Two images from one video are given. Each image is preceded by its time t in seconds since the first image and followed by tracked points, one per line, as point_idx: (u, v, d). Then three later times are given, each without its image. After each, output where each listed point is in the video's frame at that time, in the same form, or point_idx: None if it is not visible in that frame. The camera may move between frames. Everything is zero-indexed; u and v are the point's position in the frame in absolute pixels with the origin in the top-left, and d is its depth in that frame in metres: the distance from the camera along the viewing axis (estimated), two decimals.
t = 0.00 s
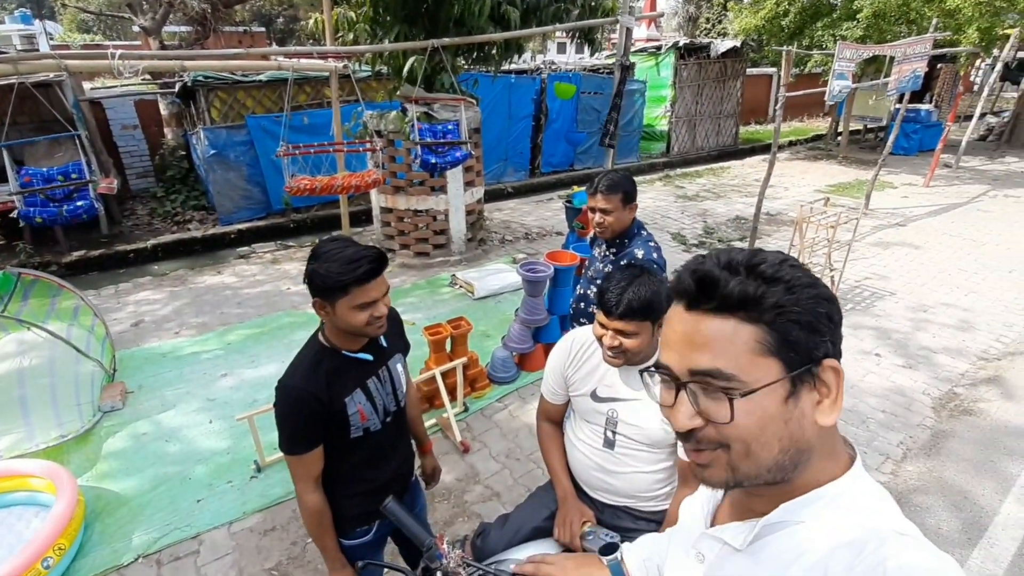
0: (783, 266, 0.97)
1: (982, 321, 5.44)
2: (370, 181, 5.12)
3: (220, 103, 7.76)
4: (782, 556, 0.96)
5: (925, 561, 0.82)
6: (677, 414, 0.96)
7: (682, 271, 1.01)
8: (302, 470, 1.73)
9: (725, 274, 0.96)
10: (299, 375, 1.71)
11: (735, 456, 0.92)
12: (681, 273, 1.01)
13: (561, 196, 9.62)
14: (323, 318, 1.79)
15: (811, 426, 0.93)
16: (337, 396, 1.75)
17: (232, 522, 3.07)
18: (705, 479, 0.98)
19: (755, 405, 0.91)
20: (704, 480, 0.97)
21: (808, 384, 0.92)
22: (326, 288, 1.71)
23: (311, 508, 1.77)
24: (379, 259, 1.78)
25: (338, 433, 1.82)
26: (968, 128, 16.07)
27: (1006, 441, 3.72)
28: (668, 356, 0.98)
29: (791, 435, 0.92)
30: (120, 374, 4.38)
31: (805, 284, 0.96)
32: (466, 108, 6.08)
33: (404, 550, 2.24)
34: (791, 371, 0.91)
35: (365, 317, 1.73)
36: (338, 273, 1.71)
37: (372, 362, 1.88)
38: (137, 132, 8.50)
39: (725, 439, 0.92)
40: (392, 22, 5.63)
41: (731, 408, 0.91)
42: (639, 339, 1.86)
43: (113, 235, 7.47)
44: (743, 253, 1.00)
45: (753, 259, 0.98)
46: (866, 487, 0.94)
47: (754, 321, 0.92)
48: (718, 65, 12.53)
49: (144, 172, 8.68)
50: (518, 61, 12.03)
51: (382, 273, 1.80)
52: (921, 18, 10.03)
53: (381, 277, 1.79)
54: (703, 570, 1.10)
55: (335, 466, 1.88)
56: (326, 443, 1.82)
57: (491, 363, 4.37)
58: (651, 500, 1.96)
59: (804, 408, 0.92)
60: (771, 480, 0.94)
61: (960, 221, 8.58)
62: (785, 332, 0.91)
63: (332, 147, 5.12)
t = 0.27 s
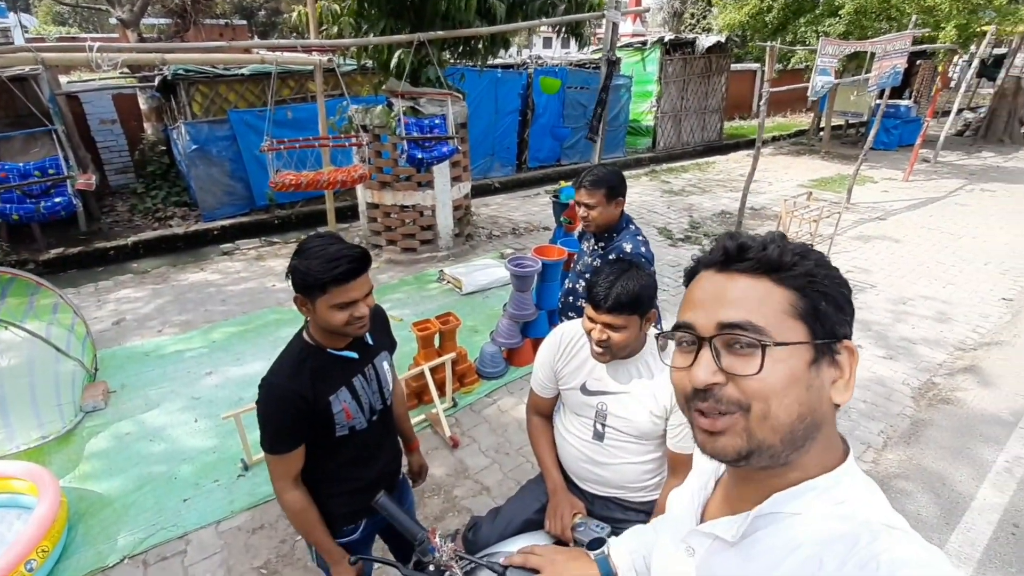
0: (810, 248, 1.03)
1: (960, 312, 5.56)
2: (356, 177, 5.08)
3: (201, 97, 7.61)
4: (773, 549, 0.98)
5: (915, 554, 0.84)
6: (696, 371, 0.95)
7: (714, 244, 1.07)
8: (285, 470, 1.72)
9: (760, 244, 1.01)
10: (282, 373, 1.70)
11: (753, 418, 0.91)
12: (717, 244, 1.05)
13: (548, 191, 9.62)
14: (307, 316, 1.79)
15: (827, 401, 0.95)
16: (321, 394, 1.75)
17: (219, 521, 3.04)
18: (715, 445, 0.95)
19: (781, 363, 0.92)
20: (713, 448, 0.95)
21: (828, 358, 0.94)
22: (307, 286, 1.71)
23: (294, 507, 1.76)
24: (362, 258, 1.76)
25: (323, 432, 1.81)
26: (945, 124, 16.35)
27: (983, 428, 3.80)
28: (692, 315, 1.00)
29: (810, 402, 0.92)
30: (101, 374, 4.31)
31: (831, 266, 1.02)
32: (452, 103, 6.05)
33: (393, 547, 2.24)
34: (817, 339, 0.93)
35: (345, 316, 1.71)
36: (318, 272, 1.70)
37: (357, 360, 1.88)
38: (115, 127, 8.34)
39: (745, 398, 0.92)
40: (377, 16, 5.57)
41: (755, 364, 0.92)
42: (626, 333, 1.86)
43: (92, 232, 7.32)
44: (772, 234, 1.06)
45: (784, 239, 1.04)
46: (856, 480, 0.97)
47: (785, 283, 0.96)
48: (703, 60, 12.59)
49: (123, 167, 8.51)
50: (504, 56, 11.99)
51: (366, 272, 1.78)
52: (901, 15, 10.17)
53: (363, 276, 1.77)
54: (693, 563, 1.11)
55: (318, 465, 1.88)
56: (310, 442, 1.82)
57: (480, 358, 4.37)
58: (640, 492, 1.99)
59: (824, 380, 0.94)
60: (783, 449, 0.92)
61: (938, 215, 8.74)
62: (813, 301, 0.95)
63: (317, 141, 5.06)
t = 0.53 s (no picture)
0: (799, 243, 1.02)
1: (928, 303, 5.71)
2: (333, 171, 4.99)
3: (171, 89, 7.41)
4: (763, 539, 0.98)
5: (904, 545, 0.86)
6: (689, 378, 0.96)
7: (702, 241, 1.05)
8: (253, 472, 1.68)
9: (751, 242, 0.99)
10: (252, 371, 1.66)
11: (747, 423, 0.92)
12: (707, 240, 1.04)
13: (527, 186, 9.61)
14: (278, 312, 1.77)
15: (818, 399, 0.96)
16: (293, 393, 1.71)
17: (194, 524, 2.97)
18: (709, 447, 0.96)
19: (774, 366, 0.92)
20: (707, 449, 0.97)
21: (818, 356, 0.96)
22: (276, 280, 1.68)
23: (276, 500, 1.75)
24: (331, 253, 1.72)
25: (296, 433, 1.78)
26: (913, 120, 16.78)
27: (951, 416, 3.91)
28: (685, 319, 0.99)
29: (802, 403, 0.93)
30: (69, 375, 4.17)
31: (820, 260, 1.01)
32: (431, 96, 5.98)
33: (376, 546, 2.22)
34: (809, 340, 0.94)
35: (313, 312, 1.69)
36: (285, 266, 1.67)
37: (332, 359, 1.84)
38: (80, 120, 8.09)
39: (740, 403, 0.93)
40: (354, 7, 5.47)
41: (748, 370, 0.93)
42: (609, 327, 1.86)
43: (57, 228, 7.08)
44: (763, 228, 1.04)
45: (774, 234, 1.02)
46: (845, 471, 0.98)
47: (777, 285, 0.95)
48: (680, 56, 12.68)
49: (90, 162, 8.27)
50: (483, 50, 11.92)
51: (335, 268, 1.75)
52: (872, 13, 10.38)
53: (333, 271, 1.74)
54: (682, 555, 1.11)
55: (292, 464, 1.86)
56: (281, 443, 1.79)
57: (461, 354, 4.34)
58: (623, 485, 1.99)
59: (815, 378, 0.95)
60: (777, 450, 0.94)
61: (907, 209, 8.96)
62: (804, 301, 0.95)
63: (293, 134, 4.96)
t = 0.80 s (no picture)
0: (810, 235, 1.02)
1: (922, 296, 5.74)
2: (327, 167, 4.96)
3: (163, 85, 7.33)
4: (767, 534, 0.98)
5: (907, 535, 0.87)
6: (698, 366, 0.96)
7: (713, 232, 1.05)
8: (287, 459, 1.69)
9: (763, 234, 0.99)
10: (246, 365, 1.67)
11: (758, 412, 0.92)
12: (719, 231, 1.04)
13: (522, 181, 9.59)
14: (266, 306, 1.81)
15: (826, 390, 0.97)
16: (290, 387, 1.71)
17: (191, 522, 2.96)
18: (716, 436, 0.96)
19: (784, 357, 0.92)
20: (715, 440, 0.96)
21: (827, 349, 0.96)
22: (254, 276, 1.72)
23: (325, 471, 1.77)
24: (303, 254, 1.70)
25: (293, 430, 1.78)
26: (907, 114, 16.82)
27: (944, 407, 3.94)
28: (694, 309, 0.99)
29: (811, 394, 0.93)
30: (62, 374, 4.14)
31: (830, 253, 1.01)
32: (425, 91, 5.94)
33: (371, 543, 2.22)
34: (818, 331, 0.94)
35: (281, 311, 1.68)
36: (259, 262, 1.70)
37: (325, 357, 1.84)
38: (70, 116, 8.01)
39: (750, 392, 0.92)
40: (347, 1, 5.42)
41: (759, 359, 0.92)
42: (608, 323, 1.85)
43: (49, 226, 7.02)
44: (774, 221, 1.04)
45: (785, 227, 1.02)
46: (847, 464, 0.99)
47: (789, 276, 0.95)
48: (675, 50, 12.65)
49: (81, 158, 8.19)
50: (477, 44, 11.86)
51: (308, 268, 1.73)
52: (866, 6, 10.38)
53: (308, 272, 1.72)
54: (685, 551, 1.10)
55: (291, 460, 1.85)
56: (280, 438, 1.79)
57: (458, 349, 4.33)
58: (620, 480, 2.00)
59: (824, 370, 0.95)
60: (785, 441, 0.94)
61: (900, 202, 9.00)
62: (815, 293, 0.95)
63: (286, 130, 4.92)
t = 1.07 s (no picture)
0: (804, 235, 1.01)
1: (914, 291, 5.77)
2: (320, 163, 4.93)
3: (154, 80, 7.28)
4: (755, 530, 0.98)
5: (893, 532, 0.87)
6: (690, 367, 0.96)
7: (707, 230, 1.05)
8: (297, 450, 1.69)
9: (757, 233, 0.99)
10: (242, 362, 1.69)
11: (750, 413, 0.93)
12: (712, 230, 1.03)
13: (517, 178, 9.57)
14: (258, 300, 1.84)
15: (817, 391, 0.97)
16: (286, 383, 1.72)
17: (185, 521, 2.95)
18: (708, 437, 0.97)
19: (776, 359, 0.92)
20: (706, 439, 0.97)
21: (819, 349, 0.96)
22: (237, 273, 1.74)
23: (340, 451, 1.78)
24: (279, 258, 1.67)
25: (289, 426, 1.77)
26: (900, 110, 16.90)
27: (935, 402, 3.97)
28: (688, 308, 0.99)
29: (803, 394, 0.94)
30: (54, 372, 4.11)
31: (824, 253, 1.00)
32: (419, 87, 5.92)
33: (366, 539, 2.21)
34: (810, 332, 0.94)
35: (257, 313, 1.69)
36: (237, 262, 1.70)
37: (318, 356, 1.83)
38: (60, 111, 7.90)
39: (742, 393, 0.93)
40: None
41: (751, 361, 0.93)
42: (602, 321, 1.85)
43: (39, 223, 6.96)
44: (768, 220, 1.04)
45: (780, 226, 1.02)
46: (835, 462, 1.00)
47: (782, 278, 0.95)
48: (669, 46, 12.63)
49: (71, 154, 8.11)
50: (472, 39, 11.81)
51: (287, 273, 1.69)
52: (860, 3, 10.40)
53: (285, 275, 1.69)
54: (675, 547, 1.10)
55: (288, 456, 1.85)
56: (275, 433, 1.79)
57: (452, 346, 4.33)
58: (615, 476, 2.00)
59: (814, 371, 0.96)
60: (775, 441, 0.95)
61: (892, 198, 9.05)
62: (807, 294, 0.95)
63: (278, 126, 4.88)
